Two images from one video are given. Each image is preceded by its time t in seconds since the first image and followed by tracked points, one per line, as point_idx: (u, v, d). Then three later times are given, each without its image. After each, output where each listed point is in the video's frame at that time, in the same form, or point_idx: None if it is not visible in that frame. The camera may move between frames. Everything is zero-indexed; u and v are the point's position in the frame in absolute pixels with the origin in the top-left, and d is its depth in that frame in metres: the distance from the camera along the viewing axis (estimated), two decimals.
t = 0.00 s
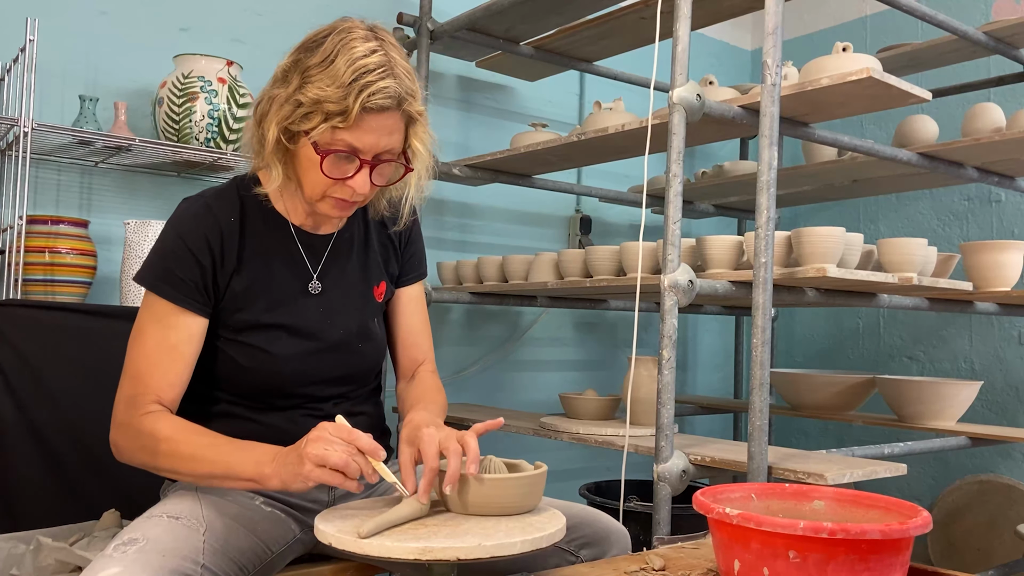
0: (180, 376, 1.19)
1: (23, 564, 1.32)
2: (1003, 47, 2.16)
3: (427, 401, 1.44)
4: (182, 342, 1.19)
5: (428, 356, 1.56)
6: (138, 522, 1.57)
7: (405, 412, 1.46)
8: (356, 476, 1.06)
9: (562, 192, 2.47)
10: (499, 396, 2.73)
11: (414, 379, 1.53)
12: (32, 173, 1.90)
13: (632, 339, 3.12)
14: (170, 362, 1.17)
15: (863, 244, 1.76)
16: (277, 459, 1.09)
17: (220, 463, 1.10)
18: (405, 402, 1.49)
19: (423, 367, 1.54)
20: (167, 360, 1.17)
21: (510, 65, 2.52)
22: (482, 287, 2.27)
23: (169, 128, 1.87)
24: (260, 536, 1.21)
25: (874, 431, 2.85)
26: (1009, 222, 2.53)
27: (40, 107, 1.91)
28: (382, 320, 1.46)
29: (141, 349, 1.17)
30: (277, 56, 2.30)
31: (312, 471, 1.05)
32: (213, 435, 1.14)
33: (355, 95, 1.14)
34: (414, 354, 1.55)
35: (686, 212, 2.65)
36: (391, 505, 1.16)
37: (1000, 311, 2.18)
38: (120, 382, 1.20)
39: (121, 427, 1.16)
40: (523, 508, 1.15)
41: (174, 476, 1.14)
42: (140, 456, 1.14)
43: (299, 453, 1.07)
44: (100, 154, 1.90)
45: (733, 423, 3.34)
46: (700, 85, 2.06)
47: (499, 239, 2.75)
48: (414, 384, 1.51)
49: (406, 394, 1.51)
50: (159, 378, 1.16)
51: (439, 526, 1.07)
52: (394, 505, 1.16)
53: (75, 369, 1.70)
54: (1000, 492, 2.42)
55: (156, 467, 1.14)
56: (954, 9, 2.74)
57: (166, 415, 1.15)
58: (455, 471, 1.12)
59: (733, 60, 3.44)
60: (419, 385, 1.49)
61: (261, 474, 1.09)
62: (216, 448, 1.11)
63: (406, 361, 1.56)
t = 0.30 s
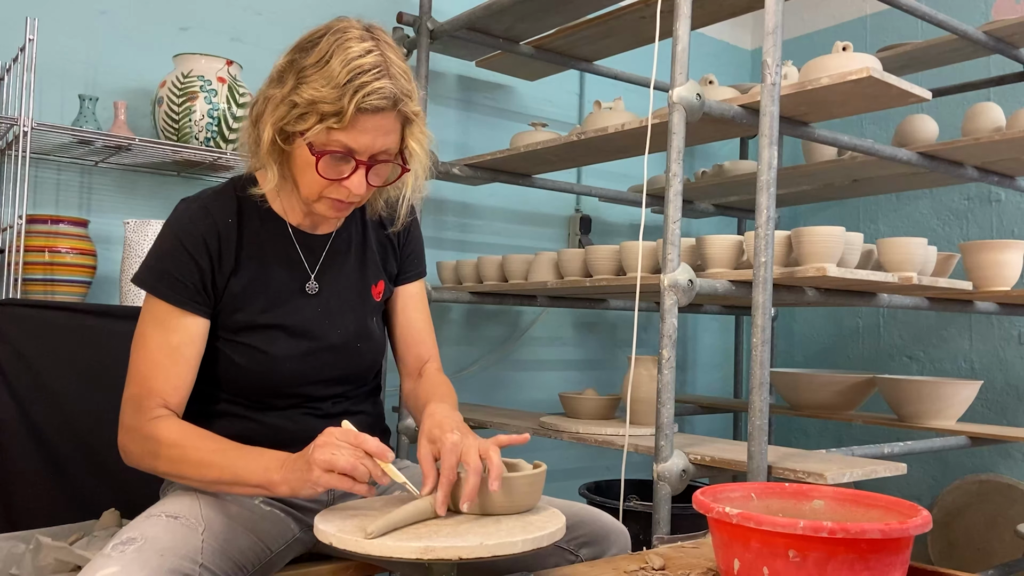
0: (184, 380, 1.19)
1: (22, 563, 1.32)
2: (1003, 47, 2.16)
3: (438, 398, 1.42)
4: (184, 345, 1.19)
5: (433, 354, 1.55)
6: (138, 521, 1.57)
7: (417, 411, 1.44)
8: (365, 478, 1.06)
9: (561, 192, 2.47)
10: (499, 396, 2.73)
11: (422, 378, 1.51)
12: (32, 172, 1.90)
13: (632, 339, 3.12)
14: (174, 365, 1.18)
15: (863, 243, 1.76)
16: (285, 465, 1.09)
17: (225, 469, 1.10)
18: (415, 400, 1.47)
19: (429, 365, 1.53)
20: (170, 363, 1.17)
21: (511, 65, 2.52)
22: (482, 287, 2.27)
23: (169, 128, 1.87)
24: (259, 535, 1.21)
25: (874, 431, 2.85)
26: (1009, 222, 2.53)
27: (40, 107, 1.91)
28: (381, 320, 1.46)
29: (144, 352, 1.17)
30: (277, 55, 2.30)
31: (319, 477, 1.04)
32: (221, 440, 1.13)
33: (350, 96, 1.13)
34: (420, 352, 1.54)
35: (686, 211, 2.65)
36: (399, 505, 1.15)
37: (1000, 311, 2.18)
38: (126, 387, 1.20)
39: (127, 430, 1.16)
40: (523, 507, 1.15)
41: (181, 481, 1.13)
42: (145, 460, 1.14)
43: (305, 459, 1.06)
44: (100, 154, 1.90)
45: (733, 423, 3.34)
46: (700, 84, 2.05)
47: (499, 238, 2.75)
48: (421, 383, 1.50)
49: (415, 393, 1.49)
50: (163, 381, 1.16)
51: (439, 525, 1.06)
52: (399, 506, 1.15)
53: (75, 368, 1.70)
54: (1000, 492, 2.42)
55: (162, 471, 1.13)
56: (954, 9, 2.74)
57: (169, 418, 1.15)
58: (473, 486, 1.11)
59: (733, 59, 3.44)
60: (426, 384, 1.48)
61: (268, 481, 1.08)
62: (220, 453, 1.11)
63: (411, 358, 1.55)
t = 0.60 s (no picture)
0: (194, 382, 1.19)
1: (23, 563, 1.32)
2: (1004, 46, 2.16)
3: (444, 396, 1.42)
4: (192, 346, 1.19)
5: (438, 352, 1.54)
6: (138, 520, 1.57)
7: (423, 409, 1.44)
8: (375, 480, 1.06)
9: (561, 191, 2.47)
10: (499, 396, 2.73)
11: (427, 376, 1.50)
12: (32, 172, 1.90)
13: (632, 338, 3.12)
14: (182, 367, 1.18)
15: (863, 243, 1.76)
16: (295, 466, 1.09)
17: (238, 470, 1.10)
18: (421, 398, 1.47)
19: (434, 363, 1.52)
20: (179, 365, 1.18)
21: (511, 65, 2.52)
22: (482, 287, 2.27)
23: (169, 127, 1.87)
24: (260, 535, 1.21)
25: (874, 431, 2.85)
26: (1009, 222, 2.52)
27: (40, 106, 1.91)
28: (383, 319, 1.46)
29: (152, 355, 1.18)
30: (277, 55, 2.30)
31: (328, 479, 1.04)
32: (233, 441, 1.14)
33: (352, 97, 1.13)
34: (425, 350, 1.54)
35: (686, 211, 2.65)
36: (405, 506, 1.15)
37: (1000, 310, 2.18)
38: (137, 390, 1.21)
39: (140, 434, 1.16)
40: (523, 506, 1.15)
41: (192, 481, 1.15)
42: (160, 464, 1.15)
43: (315, 461, 1.06)
44: (100, 153, 1.90)
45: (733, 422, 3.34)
46: (700, 84, 2.05)
47: (498, 238, 2.75)
48: (426, 381, 1.49)
49: (420, 391, 1.48)
50: (173, 383, 1.17)
51: (440, 524, 1.06)
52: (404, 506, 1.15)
53: (75, 368, 1.70)
54: (1001, 491, 2.42)
55: (174, 473, 1.14)
56: (954, 9, 2.74)
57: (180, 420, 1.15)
58: (473, 484, 1.10)
59: (733, 59, 3.43)
60: (430, 382, 1.48)
61: (278, 483, 1.08)
62: (230, 454, 1.11)
63: (416, 356, 1.54)
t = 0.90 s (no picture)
0: (195, 383, 1.19)
1: (23, 563, 1.32)
2: (1004, 46, 2.16)
3: (448, 396, 1.42)
4: (193, 347, 1.19)
5: (440, 352, 1.54)
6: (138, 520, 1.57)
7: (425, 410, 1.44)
8: (376, 484, 1.06)
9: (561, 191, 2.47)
10: (499, 396, 2.73)
11: (429, 376, 1.50)
12: (32, 172, 1.90)
13: (632, 338, 3.12)
14: (183, 367, 1.18)
15: (863, 243, 1.76)
16: (297, 471, 1.09)
17: (239, 474, 1.10)
18: (423, 399, 1.47)
19: (436, 363, 1.52)
20: (180, 366, 1.18)
21: (511, 64, 2.52)
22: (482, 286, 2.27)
23: (169, 127, 1.87)
24: (260, 535, 1.21)
25: (874, 430, 2.85)
26: (1009, 222, 2.52)
27: (40, 106, 1.91)
28: (384, 320, 1.46)
29: (154, 355, 1.18)
30: (277, 54, 2.30)
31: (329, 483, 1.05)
32: (234, 445, 1.14)
33: (356, 99, 1.13)
34: (426, 350, 1.54)
35: (686, 211, 2.65)
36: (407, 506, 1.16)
37: (1000, 310, 2.18)
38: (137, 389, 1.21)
39: (140, 433, 1.17)
40: (524, 505, 1.15)
41: (193, 482, 1.15)
42: (159, 464, 1.15)
43: (317, 466, 1.06)
44: (100, 153, 1.90)
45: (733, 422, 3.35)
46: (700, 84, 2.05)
47: (499, 238, 2.75)
48: (427, 381, 1.49)
49: (422, 392, 1.48)
50: (174, 384, 1.17)
51: (441, 524, 1.06)
52: (407, 507, 1.15)
53: (75, 367, 1.70)
54: (1001, 491, 2.42)
55: (173, 474, 1.15)
56: (954, 8, 2.74)
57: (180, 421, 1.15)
58: (478, 496, 1.10)
59: (733, 59, 3.43)
60: (432, 382, 1.48)
61: (279, 487, 1.08)
62: (230, 456, 1.11)
63: (419, 357, 1.54)
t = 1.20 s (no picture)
0: (195, 383, 1.19)
1: (23, 563, 1.32)
2: (1003, 46, 2.16)
3: (448, 395, 1.42)
4: (193, 347, 1.19)
5: (440, 351, 1.54)
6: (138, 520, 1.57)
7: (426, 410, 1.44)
8: (376, 490, 1.06)
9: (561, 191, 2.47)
10: (500, 396, 2.73)
11: (430, 376, 1.50)
12: (32, 172, 1.90)
13: (632, 338, 3.12)
14: (183, 367, 1.18)
15: (863, 243, 1.76)
16: (297, 474, 1.09)
17: (238, 476, 1.10)
18: (424, 398, 1.47)
19: (436, 362, 1.52)
20: (181, 365, 1.18)
21: (511, 64, 2.52)
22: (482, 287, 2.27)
23: (169, 127, 1.87)
24: (260, 536, 1.21)
25: (874, 430, 2.85)
26: (1009, 222, 2.52)
27: (40, 106, 1.91)
28: (384, 320, 1.46)
29: (154, 356, 1.18)
30: (277, 55, 2.30)
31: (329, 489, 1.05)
32: (235, 446, 1.14)
33: (353, 99, 1.13)
34: (426, 350, 1.54)
35: (686, 211, 2.65)
36: (407, 507, 1.16)
37: (1000, 310, 2.17)
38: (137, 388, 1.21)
39: (139, 432, 1.17)
40: (523, 505, 1.15)
41: (193, 483, 1.15)
42: (157, 463, 1.15)
43: (317, 470, 1.06)
44: (100, 153, 1.90)
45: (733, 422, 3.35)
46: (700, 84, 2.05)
47: (499, 238, 2.75)
48: (428, 381, 1.49)
49: (423, 391, 1.48)
50: (174, 384, 1.17)
51: (441, 525, 1.06)
52: (407, 507, 1.16)
53: (75, 367, 1.70)
54: (1001, 491, 2.42)
55: (173, 474, 1.14)
56: (954, 8, 2.74)
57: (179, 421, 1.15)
58: (478, 497, 1.10)
59: (733, 58, 3.43)
60: (432, 382, 1.48)
61: (279, 489, 1.09)
62: (230, 458, 1.11)
63: (419, 356, 1.54)
